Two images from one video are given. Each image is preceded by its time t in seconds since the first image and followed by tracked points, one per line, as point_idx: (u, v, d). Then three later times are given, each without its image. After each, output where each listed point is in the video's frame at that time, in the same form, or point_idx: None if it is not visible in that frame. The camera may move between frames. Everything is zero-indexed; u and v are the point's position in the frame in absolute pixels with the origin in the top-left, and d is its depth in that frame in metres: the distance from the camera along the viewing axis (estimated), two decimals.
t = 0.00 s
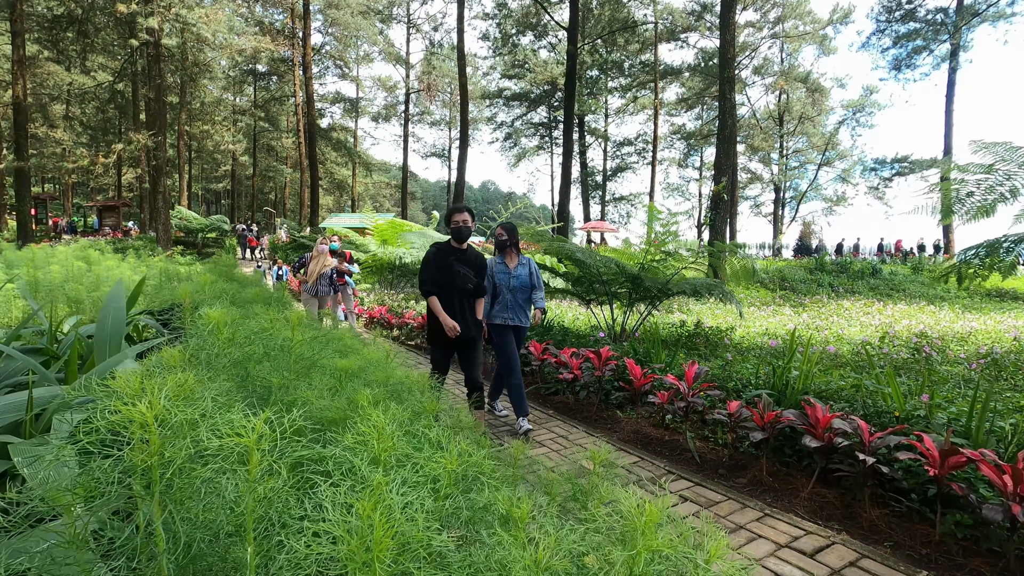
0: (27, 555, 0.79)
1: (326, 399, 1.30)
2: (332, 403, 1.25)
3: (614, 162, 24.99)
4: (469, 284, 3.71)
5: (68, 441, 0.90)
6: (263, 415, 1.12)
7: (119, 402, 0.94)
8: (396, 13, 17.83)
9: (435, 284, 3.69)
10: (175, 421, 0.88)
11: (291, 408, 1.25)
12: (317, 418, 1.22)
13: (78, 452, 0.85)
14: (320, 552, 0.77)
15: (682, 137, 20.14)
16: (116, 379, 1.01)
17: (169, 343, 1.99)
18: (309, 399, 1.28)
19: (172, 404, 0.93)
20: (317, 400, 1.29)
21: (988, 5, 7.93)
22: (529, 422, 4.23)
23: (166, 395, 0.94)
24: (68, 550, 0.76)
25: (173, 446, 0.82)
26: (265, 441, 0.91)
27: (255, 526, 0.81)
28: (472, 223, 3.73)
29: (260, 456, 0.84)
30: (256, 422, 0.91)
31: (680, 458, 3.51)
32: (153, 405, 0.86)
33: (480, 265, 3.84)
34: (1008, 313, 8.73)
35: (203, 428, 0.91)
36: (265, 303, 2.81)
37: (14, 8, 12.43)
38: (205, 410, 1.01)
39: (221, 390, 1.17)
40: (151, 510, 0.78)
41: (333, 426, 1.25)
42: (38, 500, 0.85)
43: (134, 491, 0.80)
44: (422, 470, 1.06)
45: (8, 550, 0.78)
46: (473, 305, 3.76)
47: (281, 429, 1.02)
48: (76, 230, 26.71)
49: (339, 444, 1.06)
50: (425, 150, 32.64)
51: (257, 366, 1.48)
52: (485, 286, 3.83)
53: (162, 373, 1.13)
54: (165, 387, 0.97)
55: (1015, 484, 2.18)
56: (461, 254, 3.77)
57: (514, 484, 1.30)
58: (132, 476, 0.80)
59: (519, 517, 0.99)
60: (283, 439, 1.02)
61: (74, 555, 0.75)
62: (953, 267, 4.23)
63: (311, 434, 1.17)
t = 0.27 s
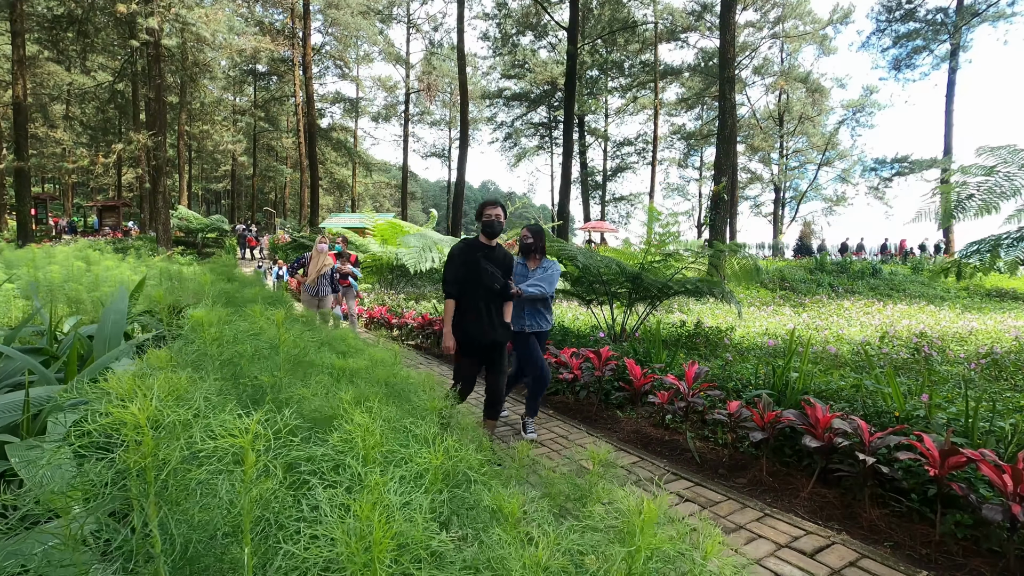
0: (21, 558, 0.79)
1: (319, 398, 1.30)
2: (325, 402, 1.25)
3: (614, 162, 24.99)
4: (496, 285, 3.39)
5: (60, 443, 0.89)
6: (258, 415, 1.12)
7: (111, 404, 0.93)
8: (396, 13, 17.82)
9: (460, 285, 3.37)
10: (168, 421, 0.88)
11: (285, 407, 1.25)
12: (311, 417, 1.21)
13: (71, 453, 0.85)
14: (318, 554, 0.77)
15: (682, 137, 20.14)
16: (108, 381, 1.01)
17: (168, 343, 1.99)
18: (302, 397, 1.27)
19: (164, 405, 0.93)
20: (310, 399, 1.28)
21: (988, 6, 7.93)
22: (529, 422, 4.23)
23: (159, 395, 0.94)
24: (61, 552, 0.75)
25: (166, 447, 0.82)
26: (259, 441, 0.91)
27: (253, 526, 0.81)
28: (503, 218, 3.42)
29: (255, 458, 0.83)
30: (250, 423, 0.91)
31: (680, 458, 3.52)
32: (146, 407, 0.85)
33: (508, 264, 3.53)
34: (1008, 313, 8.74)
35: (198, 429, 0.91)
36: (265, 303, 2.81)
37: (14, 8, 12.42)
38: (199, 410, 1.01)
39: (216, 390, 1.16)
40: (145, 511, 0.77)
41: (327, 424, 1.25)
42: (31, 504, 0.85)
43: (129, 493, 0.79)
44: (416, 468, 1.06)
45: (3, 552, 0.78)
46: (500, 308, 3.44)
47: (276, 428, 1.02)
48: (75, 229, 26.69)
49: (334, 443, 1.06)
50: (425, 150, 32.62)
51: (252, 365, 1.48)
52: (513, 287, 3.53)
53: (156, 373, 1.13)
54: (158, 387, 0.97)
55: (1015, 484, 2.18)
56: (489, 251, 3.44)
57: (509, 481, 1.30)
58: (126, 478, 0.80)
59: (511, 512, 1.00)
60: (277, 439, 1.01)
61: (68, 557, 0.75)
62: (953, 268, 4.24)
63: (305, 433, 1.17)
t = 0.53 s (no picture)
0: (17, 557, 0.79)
1: (318, 397, 1.30)
2: (322, 401, 1.25)
3: (614, 162, 24.98)
4: (508, 287, 3.17)
5: (55, 443, 0.89)
6: (254, 413, 1.12)
7: (106, 403, 0.93)
8: (396, 13, 17.80)
9: (471, 284, 3.24)
10: (164, 420, 0.89)
11: (280, 407, 1.24)
12: (308, 415, 1.21)
13: (67, 453, 0.85)
14: (316, 550, 0.77)
15: (682, 137, 20.14)
16: (101, 381, 1.00)
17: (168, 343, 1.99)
18: (299, 397, 1.27)
19: (160, 405, 0.93)
20: (310, 399, 1.28)
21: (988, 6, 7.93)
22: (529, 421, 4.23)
23: (155, 395, 0.94)
24: (58, 550, 0.75)
25: (162, 446, 0.82)
26: (255, 439, 0.91)
27: (250, 522, 0.81)
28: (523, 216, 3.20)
29: (251, 454, 0.84)
30: (245, 420, 0.91)
31: (681, 457, 3.52)
32: (141, 406, 0.85)
33: (527, 266, 3.28)
34: (1007, 313, 8.75)
35: (195, 426, 0.91)
36: (266, 302, 2.81)
37: (14, 7, 12.40)
38: (195, 408, 1.01)
39: (208, 389, 1.16)
40: (142, 509, 0.78)
41: (323, 423, 1.25)
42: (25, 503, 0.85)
43: (125, 491, 0.79)
44: (410, 464, 1.06)
45: None
46: (513, 312, 3.23)
47: (271, 427, 1.02)
48: (76, 229, 26.69)
49: (330, 441, 1.06)
50: (425, 150, 32.60)
51: (250, 364, 1.48)
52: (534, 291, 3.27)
53: (148, 373, 1.12)
54: (153, 387, 0.97)
55: (1015, 484, 2.18)
56: (504, 251, 3.24)
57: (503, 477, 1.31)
58: (122, 476, 0.80)
59: (503, 507, 1.02)
60: (274, 436, 1.02)
61: (64, 555, 0.75)
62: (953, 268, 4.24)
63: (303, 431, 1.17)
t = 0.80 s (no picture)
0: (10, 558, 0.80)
1: (312, 397, 1.30)
2: (308, 402, 1.24)
3: (615, 162, 24.98)
4: (543, 297, 2.78)
5: (44, 445, 0.90)
6: (242, 414, 1.12)
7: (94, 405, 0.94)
8: (396, 13, 17.81)
9: (500, 296, 2.85)
10: (151, 423, 0.89)
11: (274, 409, 1.24)
12: (296, 416, 1.21)
13: (57, 454, 0.85)
14: (295, 557, 0.76)
15: (682, 137, 20.14)
16: (94, 384, 1.01)
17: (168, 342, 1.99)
18: (292, 398, 1.27)
19: (148, 408, 0.93)
20: (304, 400, 1.28)
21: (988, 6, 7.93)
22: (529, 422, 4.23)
23: (142, 398, 0.94)
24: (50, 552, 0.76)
25: (148, 449, 0.82)
26: (241, 443, 0.91)
27: (235, 529, 0.81)
28: (550, 215, 2.79)
29: (236, 458, 0.83)
30: (230, 424, 0.91)
31: (681, 458, 3.52)
32: (127, 409, 0.85)
33: (562, 273, 2.86)
34: (1008, 313, 8.75)
35: (181, 429, 0.91)
36: (267, 302, 2.82)
37: (14, 7, 12.40)
38: (184, 411, 1.01)
39: (200, 390, 1.16)
40: (127, 515, 0.78)
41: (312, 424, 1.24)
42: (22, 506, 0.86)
43: (112, 495, 0.80)
44: (391, 469, 1.05)
45: None
46: (550, 325, 2.83)
47: (257, 429, 1.01)
48: (76, 229, 26.71)
49: (308, 445, 1.05)
50: (425, 150, 32.57)
51: (248, 365, 1.48)
52: (571, 300, 2.86)
53: (141, 375, 1.13)
54: (141, 389, 0.97)
55: (1015, 484, 2.19)
56: (535, 256, 2.84)
57: (489, 479, 1.30)
58: (108, 480, 0.81)
59: (475, 512, 0.97)
60: (258, 439, 1.01)
61: (57, 557, 0.77)
62: (953, 268, 4.23)
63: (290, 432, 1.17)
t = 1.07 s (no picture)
0: None
1: (306, 395, 1.28)
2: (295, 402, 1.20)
3: (615, 162, 24.97)
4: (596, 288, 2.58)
5: (22, 448, 0.90)
6: (221, 414, 1.11)
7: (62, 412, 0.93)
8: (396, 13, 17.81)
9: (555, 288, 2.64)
10: (114, 427, 0.87)
11: (260, 409, 1.23)
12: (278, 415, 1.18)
13: (26, 460, 0.85)
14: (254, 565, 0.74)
15: (682, 137, 20.14)
16: (68, 388, 1.00)
17: (169, 342, 2.00)
18: (282, 396, 1.26)
19: (114, 412, 0.92)
20: (295, 398, 1.26)
21: (989, 6, 7.93)
22: (529, 422, 4.24)
23: (104, 402, 0.92)
24: (15, 556, 0.76)
25: (108, 456, 0.81)
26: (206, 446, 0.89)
27: (201, 532, 0.80)
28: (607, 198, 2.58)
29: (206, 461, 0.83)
30: (196, 426, 0.89)
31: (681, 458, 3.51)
32: (90, 413, 0.84)
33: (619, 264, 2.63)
34: (1008, 313, 8.74)
35: (147, 432, 0.90)
36: (267, 302, 2.82)
37: (14, 7, 12.40)
38: (155, 412, 1.00)
39: (179, 391, 1.15)
40: (95, 520, 0.77)
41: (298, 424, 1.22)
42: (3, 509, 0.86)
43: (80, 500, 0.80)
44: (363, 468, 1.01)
45: None
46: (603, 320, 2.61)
47: (228, 430, 0.99)
48: (76, 229, 26.72)
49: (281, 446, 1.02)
50: (425, 150, 32.56)
51: (242, 364, 1.47)
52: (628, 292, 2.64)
53: (120, 377, 1.12)
54: (107, 393, 0.95)
55: (1016, 484, 2.18)
56: (590, 245, 2.64)
57: (490, 480, 1.27)
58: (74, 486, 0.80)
59: (449, 511, 0.95)
60: (231, 438, 1.00)
61: (28, 560, 0.76)
62: (955, 269, 4.22)
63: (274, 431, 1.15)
